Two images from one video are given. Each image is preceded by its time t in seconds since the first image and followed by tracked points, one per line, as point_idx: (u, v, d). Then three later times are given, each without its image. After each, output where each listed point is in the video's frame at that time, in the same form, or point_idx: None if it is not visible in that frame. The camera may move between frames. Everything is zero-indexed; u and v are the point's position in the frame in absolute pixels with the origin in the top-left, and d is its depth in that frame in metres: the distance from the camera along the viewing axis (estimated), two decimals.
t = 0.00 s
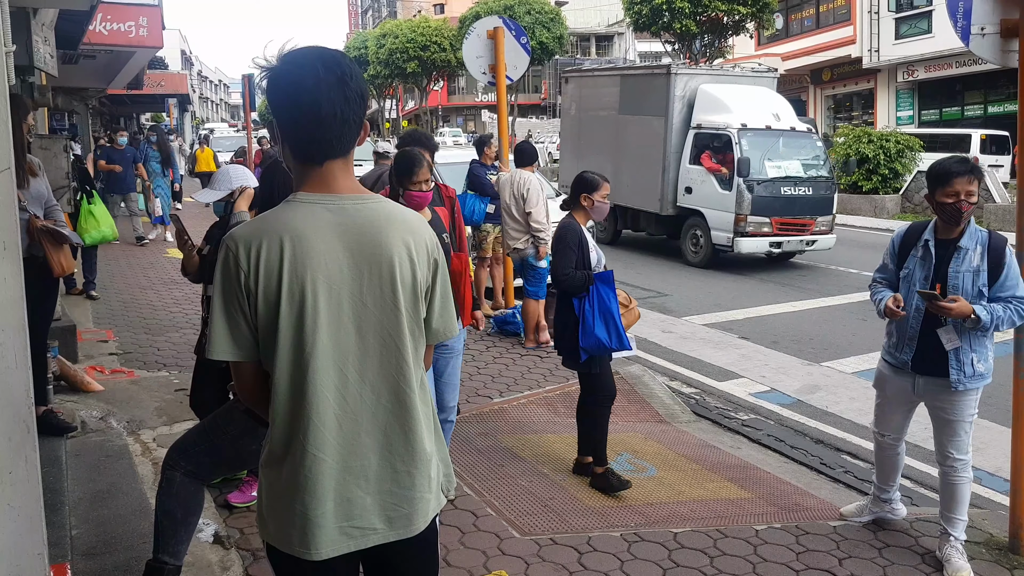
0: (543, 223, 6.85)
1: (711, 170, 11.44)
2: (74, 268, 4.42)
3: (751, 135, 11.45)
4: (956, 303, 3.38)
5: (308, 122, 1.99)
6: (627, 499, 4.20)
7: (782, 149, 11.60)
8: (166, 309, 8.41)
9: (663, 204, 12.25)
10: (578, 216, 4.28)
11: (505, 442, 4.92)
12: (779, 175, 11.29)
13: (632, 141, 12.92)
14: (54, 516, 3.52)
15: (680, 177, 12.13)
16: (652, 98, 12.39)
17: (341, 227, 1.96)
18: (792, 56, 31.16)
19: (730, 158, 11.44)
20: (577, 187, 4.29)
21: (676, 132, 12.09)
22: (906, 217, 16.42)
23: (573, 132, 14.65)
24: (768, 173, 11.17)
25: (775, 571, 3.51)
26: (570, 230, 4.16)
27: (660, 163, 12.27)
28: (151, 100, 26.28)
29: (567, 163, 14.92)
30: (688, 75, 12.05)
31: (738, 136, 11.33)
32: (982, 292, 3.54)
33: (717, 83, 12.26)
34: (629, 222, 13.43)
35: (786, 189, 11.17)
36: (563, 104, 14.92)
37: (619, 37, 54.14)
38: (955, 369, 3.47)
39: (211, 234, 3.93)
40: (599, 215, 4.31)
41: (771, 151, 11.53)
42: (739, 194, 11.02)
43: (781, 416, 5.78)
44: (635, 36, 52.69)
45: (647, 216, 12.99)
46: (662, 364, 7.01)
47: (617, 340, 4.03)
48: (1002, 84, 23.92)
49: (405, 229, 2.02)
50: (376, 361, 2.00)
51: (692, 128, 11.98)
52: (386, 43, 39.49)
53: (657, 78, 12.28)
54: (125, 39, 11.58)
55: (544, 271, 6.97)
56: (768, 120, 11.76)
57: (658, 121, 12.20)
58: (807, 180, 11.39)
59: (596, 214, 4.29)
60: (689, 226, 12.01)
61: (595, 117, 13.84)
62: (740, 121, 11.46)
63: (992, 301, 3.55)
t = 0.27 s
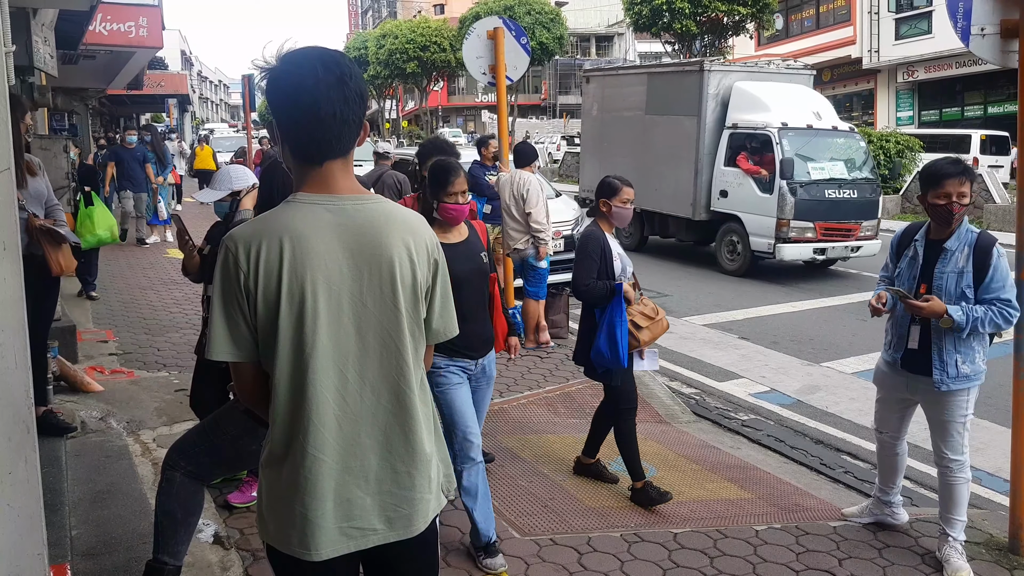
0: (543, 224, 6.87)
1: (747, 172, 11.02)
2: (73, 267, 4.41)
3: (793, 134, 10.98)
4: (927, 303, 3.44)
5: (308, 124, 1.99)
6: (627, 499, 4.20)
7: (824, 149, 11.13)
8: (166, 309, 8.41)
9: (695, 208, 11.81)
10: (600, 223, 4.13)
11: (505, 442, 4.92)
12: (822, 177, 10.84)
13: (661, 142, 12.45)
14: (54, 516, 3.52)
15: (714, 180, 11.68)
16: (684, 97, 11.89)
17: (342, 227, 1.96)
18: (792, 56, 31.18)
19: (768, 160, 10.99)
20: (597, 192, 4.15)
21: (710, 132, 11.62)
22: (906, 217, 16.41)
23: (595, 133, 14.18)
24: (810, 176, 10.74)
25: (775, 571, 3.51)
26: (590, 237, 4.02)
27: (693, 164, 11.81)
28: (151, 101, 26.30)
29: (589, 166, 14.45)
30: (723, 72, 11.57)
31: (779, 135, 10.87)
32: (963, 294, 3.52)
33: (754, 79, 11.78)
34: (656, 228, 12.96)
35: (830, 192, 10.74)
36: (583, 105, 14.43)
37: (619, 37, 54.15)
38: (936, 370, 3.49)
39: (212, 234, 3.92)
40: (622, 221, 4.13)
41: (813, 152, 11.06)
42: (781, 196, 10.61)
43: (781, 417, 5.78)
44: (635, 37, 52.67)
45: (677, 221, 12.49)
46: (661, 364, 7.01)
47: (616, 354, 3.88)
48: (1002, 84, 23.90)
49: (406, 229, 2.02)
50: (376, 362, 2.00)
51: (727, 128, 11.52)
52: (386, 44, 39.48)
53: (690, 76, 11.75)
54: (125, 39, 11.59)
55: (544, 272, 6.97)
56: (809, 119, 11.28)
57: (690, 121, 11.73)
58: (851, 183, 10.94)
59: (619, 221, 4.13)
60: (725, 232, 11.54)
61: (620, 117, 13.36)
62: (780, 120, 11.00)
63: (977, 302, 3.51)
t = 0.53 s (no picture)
0: (543, 224, 6.86)
1: (793, 176, 10.40)
2: (73, 267, 4.42)
3: (841, 135, 10.37)
4: (904, 301, 3.47)
5: (308, 124, 1.98)
6: (627, 499, 4.20)
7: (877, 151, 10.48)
8: (166, 309, 8.41)
9: (734, 213, 11.21)
10: (625, 229, 3.99)
11: (505, 443, 4.92)
12: (875, 181, 10.17)
13: (695, 143, 11.86)
14: (54, 516, 3.52)
15: (755, 185, 11.08)
16: (722, 96, 11.31)
17: (342, 227, 1.96)
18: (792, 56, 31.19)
19: (814, 161, 10.39)
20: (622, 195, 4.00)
21: (749, 133, 11.05)
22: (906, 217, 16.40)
23: (623, 136, 13.57)
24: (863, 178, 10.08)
25: (775, 572, 3.51)
26: (611, 244, 3.92)
27: (732, 166, 11.20)
28: (151, 101, 26.32)
29: (616, 170, 13.86)
30: (764, 69, 11.00)
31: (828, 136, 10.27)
32: (941, 293, 3.56)
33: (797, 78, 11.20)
34: (690, 235, 12.42)
35: (883, 196, 10.07)
36: (609, 108, 13.85)
37: (619, 37, 54.16)
38: (919, 367, 3.51)
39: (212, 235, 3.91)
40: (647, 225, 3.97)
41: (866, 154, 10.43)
42: (831, 201, 9.96)
43: (781, 417, 5.78)
44: (635, 37, 52.65)
45: (713, 227, 11.94)
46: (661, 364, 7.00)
47: (636, 365, 3.79)
48: (1002, 84, 23.89)
49: (406, 229, 2.02)
50: (376, 362, 2.00)
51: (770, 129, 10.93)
52: (386, 44, 39.49)
53: (729, 73, 11.17)
54: (125, 39, 11.59)
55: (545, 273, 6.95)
56: (858, 118, 10.66)
57: (730, 121, 11.15)
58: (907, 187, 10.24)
59: (643, 226, 3.97)
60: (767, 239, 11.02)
61: (651, 118, 12.79)
62: (828, 120, 10.41)
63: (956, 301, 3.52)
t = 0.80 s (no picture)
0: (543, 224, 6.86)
1: (851, 180, 9.60)
2: (75, 268, 4.44)
3: (905, 136, 9.63)
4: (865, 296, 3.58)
5: (308, 124, 1.99)
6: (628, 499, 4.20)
7: (942, 154, 9.73)
8: (167, 309, 8.42)
9: (784, 220, 10.43)
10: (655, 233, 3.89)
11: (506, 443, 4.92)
12: (943, 186, 9.37)
13: (737, 145, 11.14)
14: (55, 516, 3.52)
15: (807, 190, 10.32)
16: (771, 94, 10.54)
17: (342, 228, 1.96)
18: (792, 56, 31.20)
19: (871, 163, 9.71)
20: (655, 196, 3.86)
21: (802, 134, 10.30)
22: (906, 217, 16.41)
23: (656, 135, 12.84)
24: (931, 182, 9.28)
25: (775, 572, 3.51)
26: (634, 249, 3.83)
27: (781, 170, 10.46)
28: (151, 102, 26.34)
29: (647, 171, 13.11)
30: (819, 65, 10.26)
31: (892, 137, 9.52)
32: (904, 290, 3.65)
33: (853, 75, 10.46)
34: (729, 242, 11.70)
35: (954, 203, 9.24)
36: (640, 106, 13.11)
37: (619, 37, 54.16)
38: (884, 362, 3.59)
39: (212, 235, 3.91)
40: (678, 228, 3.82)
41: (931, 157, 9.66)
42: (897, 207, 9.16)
43: (781, 417, 5.78)
44: (635, 37, 52.62)
45: (756, 234, 11.24)
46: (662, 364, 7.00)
47: (649, 373, 3.66)
48: (1002, 84, 23.88)
49: (406, 229, 2.02)
50: (376, 361, 2.00)
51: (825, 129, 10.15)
52: (386, 44, 39.51)
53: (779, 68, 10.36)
54: (125, 40, 11.59)
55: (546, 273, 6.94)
56: (922, 119, 9.92)
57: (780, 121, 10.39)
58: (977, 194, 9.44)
59: (675, 230, 3.83)
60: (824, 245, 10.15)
61: (688, 116, 12.03)
62: (890, 120, 9.69)
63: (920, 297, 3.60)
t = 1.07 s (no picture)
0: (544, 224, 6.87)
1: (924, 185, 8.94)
2: (75, 269, 4.45)
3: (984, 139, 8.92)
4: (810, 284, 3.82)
5: (308, 124, 1.99)
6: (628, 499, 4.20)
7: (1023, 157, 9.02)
8: (168, 309, 8.42)
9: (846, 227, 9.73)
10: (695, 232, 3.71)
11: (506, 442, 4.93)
12: None
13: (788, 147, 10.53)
14: (55, 516, 3.53)
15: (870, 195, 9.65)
16: (830, 91, 9.89)
17: (342, 228, 1.96)
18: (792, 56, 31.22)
19: (948, 169, 9.08)
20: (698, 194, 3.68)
21: (864, 136, 9.65)
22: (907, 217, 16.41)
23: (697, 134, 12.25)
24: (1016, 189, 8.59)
25: (775, 571, 3.51)
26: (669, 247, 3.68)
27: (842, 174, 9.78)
28: (151, 102, 26.37)
29: (682, 172, 12.69)
30: (884, 60, 9.57)
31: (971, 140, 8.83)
32: (858, 280, 3.80)
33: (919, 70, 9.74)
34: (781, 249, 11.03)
35: None
36: (678, 103, 12.59)
37: (619, 37, 54.16)
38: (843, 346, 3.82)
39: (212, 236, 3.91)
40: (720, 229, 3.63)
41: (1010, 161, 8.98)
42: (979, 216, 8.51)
43: (781, 416, 5.78)
44: (635, 37, 52.58)
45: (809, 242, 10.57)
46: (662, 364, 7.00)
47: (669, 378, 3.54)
48: (1003, 83, 23.87)
49: (406, 229, 2.02)
50: (377, 362, 2.00)
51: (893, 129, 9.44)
52: (386, 44, 39.50)
53: (840, 64, 9.76)
54: (125, 40, 11.59)
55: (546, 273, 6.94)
56: (1001, 119, 9.19)
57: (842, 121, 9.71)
58: None
59: (716, 230, 3.64)
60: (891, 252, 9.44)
61: (731, 114, 11.52)
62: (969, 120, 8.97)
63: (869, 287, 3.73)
